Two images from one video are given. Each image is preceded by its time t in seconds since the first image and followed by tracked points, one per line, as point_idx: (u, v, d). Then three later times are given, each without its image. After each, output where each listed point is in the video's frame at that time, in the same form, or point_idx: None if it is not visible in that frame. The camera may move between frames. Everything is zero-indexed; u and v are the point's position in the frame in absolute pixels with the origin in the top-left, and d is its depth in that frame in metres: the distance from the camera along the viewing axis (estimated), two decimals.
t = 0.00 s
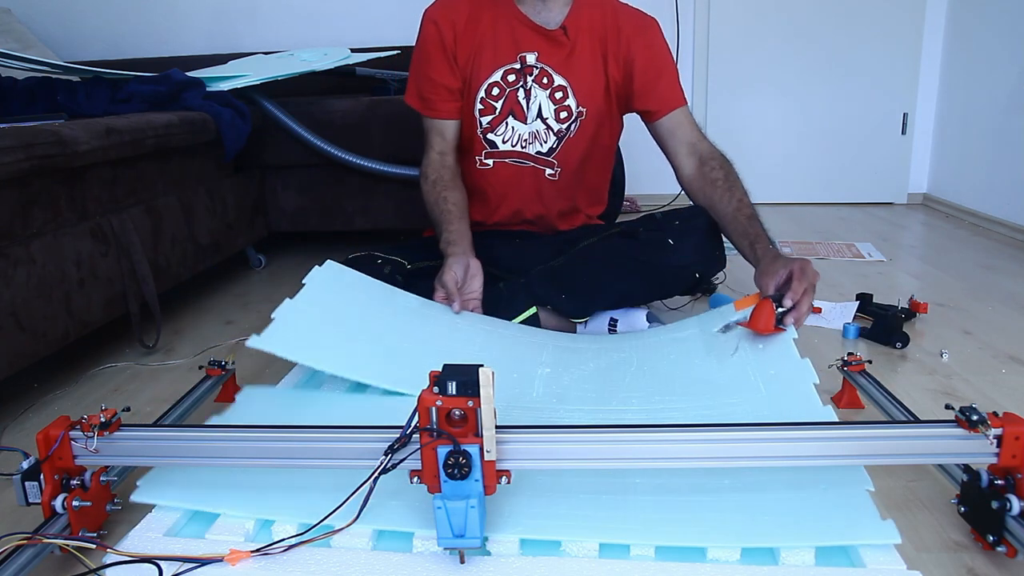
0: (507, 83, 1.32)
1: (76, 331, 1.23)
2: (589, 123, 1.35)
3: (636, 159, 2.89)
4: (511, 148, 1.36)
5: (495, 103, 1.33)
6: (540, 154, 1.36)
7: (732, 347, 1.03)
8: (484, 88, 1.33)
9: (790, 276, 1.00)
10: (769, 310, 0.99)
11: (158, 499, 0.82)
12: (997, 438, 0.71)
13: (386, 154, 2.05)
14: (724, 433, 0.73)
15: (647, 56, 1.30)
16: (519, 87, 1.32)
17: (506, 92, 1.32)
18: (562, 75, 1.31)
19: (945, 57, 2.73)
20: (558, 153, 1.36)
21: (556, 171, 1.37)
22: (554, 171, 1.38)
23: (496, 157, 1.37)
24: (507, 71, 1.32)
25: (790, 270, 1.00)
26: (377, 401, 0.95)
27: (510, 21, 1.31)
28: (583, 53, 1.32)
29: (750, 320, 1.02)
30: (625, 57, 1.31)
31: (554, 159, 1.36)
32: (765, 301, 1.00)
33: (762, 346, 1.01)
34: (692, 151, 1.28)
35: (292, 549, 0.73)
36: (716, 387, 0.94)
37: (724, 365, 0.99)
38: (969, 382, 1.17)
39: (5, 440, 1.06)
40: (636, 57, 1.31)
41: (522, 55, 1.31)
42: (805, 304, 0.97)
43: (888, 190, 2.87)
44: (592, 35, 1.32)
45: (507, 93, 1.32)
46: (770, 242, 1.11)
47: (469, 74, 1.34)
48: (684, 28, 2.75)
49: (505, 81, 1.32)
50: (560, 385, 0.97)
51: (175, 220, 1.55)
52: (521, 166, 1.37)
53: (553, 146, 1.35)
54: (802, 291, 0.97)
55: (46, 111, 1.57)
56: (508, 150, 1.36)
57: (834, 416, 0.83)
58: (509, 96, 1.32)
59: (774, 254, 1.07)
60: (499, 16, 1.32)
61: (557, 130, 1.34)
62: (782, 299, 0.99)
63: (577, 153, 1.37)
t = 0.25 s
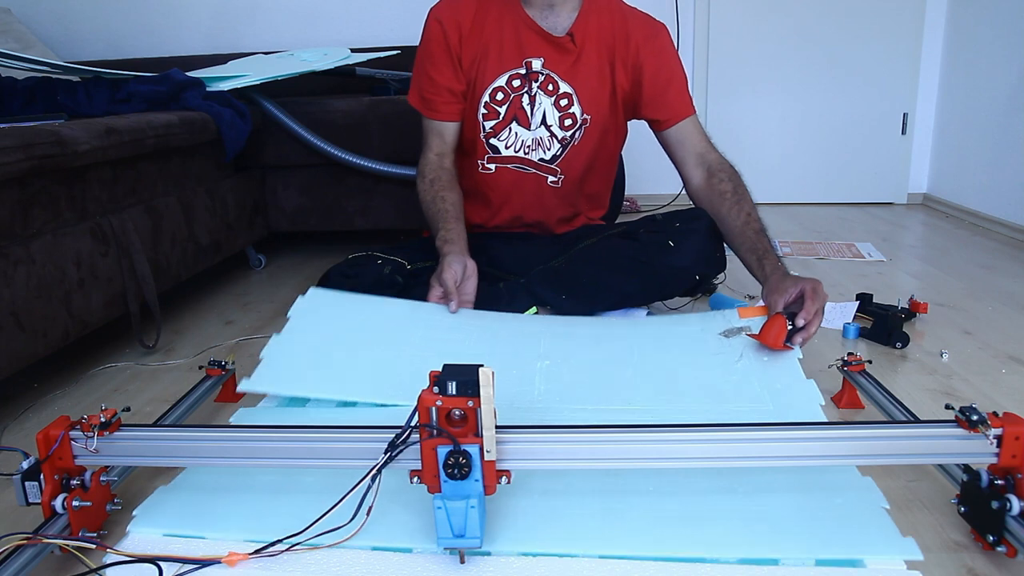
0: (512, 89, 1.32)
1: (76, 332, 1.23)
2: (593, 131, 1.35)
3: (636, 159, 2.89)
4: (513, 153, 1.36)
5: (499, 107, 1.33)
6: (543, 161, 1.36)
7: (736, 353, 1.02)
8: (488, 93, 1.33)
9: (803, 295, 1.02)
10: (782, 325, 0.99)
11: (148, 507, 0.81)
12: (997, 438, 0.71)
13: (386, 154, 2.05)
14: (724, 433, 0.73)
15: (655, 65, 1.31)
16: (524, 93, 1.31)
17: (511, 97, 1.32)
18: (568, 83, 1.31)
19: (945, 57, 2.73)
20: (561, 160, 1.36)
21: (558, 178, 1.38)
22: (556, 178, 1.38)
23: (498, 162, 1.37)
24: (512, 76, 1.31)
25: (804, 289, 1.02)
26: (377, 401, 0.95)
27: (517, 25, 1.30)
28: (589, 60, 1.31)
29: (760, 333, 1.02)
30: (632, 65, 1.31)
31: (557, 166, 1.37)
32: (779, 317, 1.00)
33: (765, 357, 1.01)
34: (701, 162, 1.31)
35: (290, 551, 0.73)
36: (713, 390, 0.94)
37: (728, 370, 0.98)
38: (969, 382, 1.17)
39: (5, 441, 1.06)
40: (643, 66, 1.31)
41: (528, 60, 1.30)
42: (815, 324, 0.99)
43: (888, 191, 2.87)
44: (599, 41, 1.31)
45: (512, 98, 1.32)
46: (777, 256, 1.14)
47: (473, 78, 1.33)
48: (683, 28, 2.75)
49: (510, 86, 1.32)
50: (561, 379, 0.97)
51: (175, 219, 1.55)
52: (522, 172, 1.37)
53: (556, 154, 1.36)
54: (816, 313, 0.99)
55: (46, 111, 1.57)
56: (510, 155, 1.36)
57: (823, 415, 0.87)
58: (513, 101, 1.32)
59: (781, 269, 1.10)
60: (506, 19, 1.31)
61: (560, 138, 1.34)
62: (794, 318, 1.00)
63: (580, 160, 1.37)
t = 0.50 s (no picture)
0: (515, 92, 1.31)
1: (76, 332, 1.23)
2: (597, 135, 1.34)
3: (636, 159, 2.89)
4: (516, 157, 1.35)
5: (502, 111, 1.32)
6: (545, 165, 1.36)
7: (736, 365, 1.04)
8: (491, 96, 1.32)
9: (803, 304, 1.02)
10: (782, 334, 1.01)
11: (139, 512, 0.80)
12: (997, 438, 0.71)
13: (386, 154, 2.05)
14: (724, 432, 0.73)
15: (661, 70, 1.28)
16: (528, 96, 1.31)
17: (514, 101, 1.31)
18: (572, 87, 1.30)
19: (945, 56, 2.73)
20: (564, 165, 1.36)
21: (562, 183, 1.38)
22: (559, 183, 1.38)
23: (501, 166, 1.37)
24: (516, 80, 1.30)
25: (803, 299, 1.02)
26: (378, 400, 0.95)
27: (522, 27, 1.29)
28: (594, 64, 1.30)
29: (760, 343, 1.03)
30: (637, 70, 1.30)
31: (559, 171, 1.37)
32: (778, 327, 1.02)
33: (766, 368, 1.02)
34: (706, 168, 1.30)
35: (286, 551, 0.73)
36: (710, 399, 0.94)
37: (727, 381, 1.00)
38: (969, 382, 1.17)
39: (5, 441, 1.06)
40: (648, 71, 1.29)
41: (531, 64, 1.29)
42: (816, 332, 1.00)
43: (888, 190, 2.87)
44: (604, 44, 1.30)
45: (515, 102, 1.31)
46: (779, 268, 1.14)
47: (475, 80, 1.32)
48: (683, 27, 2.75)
49: (514, 90, 1.31)
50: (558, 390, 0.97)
51: (176, 220, 1.55)
52: (525, 176, 1.37)
53: (558, 159, 1.35)
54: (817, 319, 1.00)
55: (46, 111, 1.57)
56: (512, 159, 1.36)
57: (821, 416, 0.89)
58: (516, 105, 1.32)
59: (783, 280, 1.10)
60: (511, 22, 1.30)
61: (564, 143, 1.34)
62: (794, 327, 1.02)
63: (583, 166, 1.37)
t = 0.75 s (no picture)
0: (516, 96, 1.30)
1: (76, 332, 1.23)
2: (598, 139, 1.34)
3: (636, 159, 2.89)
4: (516, 161, 1.35)
5: (503, 114, 1.32)
6: (546, 169, 1.36)
7: (736, 365, 1.04)
8: (493, 99, 1.31)
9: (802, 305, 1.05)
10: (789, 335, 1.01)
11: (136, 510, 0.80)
12: (997, 438, 0.71)
13: (386, 154, 2.05)
14: (724, 432, 0.73)
15: (663, 76, 1.27)
16: (529, 100, 1.30)
17: (515, 104, 1.31)
18: (573, 92, 1.30)
19: (946, 56, 2.73)
20: (564, 170, 1.36)
21: (562, 187, 1.38)
22: (560, 187, 1.38)
23: (501, 168, 1.37)
24: (517, 83, 1.30)
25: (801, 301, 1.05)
26: (378, 400, 0.95)
27: (524, 31, 1.28)
28: (596, 69, 1.29)
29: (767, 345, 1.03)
30: (640, 76, 1.29)
31: (559, 176, 1.36)
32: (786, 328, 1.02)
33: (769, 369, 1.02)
34: (709, 176, 1.28)
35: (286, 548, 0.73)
36: (710, 395, 0.95)
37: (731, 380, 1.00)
38: (969, 382, 1.17)
39: (5, 441, 1.06)
40: (651, 76, 1.28)
41: (533, 68, 1.29)
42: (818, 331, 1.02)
43: (888, 191, 2.87)
44: (606, 48, 1.29)
45: (516, 105, 1.31)
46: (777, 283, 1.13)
47: (477, 82, 1.32)
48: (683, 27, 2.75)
49: (515, 93, 1.30)
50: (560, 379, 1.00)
51: (176, 220, 1.55)
52: (525, 180, 1.37)
53: (559, 163, 1.35)
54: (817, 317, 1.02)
55: (46, 111, 1.57)
56: (513, 162, 1.36)
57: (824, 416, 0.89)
58: (517, 108, 1.31)
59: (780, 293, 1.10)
60: (513, 24, 1.29)
61: (565, 147, 1.34)
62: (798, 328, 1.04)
63: (583, 170, 1.37)
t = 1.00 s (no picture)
0: (519, 97, 1.30)
1: (76, 332, 1.23)
2: (600, 141, 1.34)
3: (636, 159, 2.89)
4: (518, 162, 1.35)
5: (505, 115, 1.32)
6: (547, 171, 1.36)
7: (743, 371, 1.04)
8: (495, 100, 1.31)
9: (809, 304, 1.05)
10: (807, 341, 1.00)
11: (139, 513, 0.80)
12: (997, 438, 0.71)
13: (386, 155, 2.05)
14: (724, 432, 0.73)
15: (666, 78, 1.26)
16: (531, 101, 1.30)
17: (518, 105, 1.31)
18: (576, 94, 1.29)
19: (945, 57, 2.73)
20: (566, 171, 1.36)
21: (563, 188, 1.39)
22: (561, 188, 1.39)
23: (503, 169, 1.37)
24: (520, 84, 1.30)
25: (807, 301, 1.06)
26: (378, 401, 0.95)
27: (527, 31, 1.27)
28: (598, 71, 1.29)
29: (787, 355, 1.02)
30: (643, 79, 1.28)
31: (561, 177, 1.37)
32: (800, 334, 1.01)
33: (776, 373, 1.02)
34: (714, 178, 1.27)
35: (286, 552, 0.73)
36: (717, 400, 0.95)
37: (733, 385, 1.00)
38: (969, 382, 1.17)
39: (5, 441, 1.06)
40: (654, 79, 1.27)
41: (536, 69, 1.28)
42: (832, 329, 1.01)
43: (888, 190, 2.87)
44: (610, 50, 1.28)
45: (519, 106, 1.31)
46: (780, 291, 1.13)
47: (479, 83, 1.32)
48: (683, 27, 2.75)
49: (517, 94, 1.30)
50: (564, 388, 0.99)
51: (176, 220, 1.55)
52: (526, 181, 1.37)
53: (561, 165, 1.35)
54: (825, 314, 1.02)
55: (46, 111, 1.57)
56: (514, 163, 1.36)
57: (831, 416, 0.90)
58: (520, 109, 1.31)
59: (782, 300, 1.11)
60: (516, 24, 1.28)
61: (567, 149, 1.34)
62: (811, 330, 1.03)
63: (585, 172, 1.37)
